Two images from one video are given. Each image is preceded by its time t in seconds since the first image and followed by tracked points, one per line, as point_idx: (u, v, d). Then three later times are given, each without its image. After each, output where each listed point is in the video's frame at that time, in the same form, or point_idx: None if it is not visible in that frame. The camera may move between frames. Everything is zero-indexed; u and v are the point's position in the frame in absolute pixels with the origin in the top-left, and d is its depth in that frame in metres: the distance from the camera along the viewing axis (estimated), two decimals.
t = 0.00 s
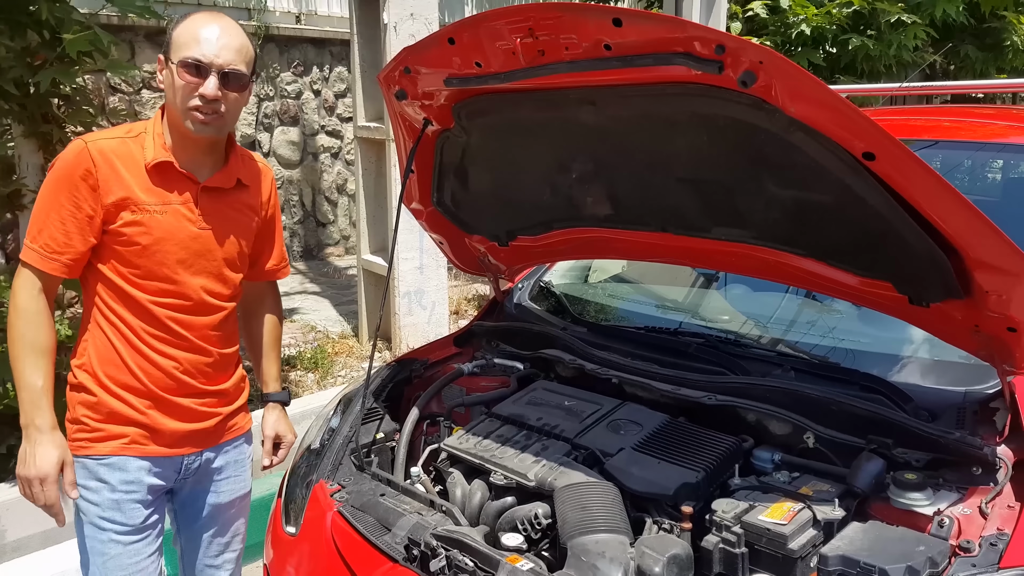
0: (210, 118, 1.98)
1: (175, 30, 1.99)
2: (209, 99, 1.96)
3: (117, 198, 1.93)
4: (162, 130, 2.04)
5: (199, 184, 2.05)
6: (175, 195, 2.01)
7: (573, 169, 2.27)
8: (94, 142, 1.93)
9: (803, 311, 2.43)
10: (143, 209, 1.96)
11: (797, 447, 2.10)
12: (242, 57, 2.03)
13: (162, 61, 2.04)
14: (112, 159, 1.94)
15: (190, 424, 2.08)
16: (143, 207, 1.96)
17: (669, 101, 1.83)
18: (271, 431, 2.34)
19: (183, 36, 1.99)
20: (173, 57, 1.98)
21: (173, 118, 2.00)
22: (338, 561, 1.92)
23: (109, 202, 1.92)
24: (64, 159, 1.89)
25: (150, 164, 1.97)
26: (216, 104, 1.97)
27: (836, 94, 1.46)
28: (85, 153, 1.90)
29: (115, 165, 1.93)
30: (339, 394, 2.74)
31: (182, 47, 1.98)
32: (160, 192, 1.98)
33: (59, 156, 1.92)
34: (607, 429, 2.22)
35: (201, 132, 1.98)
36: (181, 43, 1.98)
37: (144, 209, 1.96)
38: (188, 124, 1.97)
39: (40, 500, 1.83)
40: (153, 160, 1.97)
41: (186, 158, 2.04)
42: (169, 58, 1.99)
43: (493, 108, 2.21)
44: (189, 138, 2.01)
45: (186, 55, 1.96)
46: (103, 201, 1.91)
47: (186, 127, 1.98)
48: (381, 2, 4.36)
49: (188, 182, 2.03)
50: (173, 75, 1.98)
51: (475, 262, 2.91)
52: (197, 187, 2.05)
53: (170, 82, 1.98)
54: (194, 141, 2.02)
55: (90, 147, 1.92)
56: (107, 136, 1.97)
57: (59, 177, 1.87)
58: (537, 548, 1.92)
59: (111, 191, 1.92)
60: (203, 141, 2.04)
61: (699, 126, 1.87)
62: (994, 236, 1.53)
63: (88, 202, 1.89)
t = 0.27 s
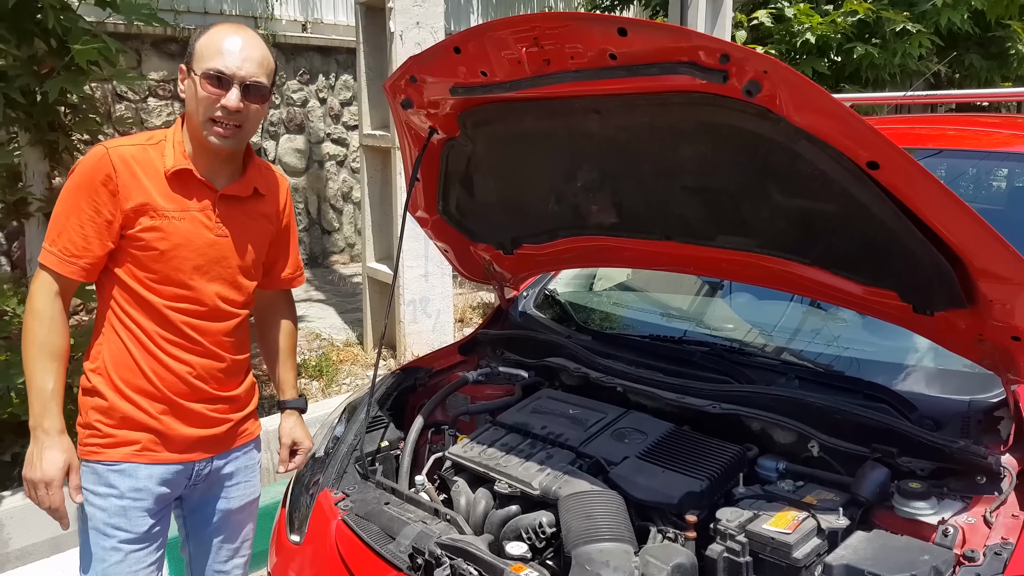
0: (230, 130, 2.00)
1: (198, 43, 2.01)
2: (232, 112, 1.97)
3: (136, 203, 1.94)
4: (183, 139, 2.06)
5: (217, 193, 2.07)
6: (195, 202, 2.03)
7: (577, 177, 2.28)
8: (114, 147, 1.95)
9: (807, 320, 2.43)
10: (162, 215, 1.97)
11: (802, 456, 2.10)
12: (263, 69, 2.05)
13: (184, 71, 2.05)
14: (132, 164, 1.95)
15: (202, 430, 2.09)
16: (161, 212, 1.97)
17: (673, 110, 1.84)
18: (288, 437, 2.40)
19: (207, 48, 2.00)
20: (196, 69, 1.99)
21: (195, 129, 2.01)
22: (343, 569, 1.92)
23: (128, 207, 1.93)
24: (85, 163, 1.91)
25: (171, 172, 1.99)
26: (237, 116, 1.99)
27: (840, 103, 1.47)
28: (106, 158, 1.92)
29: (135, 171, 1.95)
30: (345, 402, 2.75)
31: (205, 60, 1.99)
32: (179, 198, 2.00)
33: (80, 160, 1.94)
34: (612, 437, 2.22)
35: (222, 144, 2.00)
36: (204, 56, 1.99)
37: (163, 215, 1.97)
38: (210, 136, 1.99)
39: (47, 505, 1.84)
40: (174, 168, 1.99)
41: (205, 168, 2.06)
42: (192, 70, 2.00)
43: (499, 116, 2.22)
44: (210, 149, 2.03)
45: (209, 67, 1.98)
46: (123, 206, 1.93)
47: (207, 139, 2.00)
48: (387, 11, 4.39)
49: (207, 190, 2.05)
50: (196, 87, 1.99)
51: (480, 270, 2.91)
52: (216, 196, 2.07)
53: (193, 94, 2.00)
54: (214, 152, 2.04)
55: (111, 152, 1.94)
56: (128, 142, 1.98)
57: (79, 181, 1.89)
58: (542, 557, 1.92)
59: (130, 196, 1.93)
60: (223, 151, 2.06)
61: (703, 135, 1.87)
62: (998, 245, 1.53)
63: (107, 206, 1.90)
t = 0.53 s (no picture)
0: (266, 155, 2.04)
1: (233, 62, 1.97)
2: (273, 140, 2.02)
3: (145, 210, 1.95)
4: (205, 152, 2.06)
5: (227, 204, 2.08)
6: (204, 211, 2.03)
7: (575, 187, 2.29)
8: (123, 155, 1.96)
9: (804, 329, 2.44)
10: (170, 222, 1.98)
11: (798, 464, 2.10)
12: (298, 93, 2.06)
13: (213, 84, 2.00)
14: (141, 171, 1.96)
15: (203, 441, 2.09)
16: (169, 219, 1.98)
17: (670, 120, 1.85)
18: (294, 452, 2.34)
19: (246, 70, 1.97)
20: (236, 91, 1.96)
21: (226, 151, 2.01)
22: None
23: (136, 213, 1.94)
24: (93, 169, 1.91)
25: (180, 182, 2.00)
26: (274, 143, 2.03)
27: (835, 112, 1.48)
28: (116, 165, 1.93)
29: (145, 178, 1.96)
30: (343, 411, 2.74)
31: (245, 83, 1.96)
32: (187, 206, 2.01)
33: (88, 165, 1.94)
34: (609, 446, 2.22)
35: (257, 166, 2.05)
36: (242, 78, 1.96)
37: (171, 223, 1.98)
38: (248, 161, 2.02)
39: (68, 506, 1.81)
40: (184, 178, 2.01)
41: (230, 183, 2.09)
42: (229, 91, 1.97)
43: (497, 126, 2.23)
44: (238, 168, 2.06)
45: (251, 94, 1.96)
46: (131, 212, 1.94)
47: (243, 161, 2.03)
48: (385, 21, 4.41)
49: (216, 200, 2.06)
50: (234, 111, 1.97)
51: (478, 279, 2.92)
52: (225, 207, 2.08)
53: (228, 115, 1.97)
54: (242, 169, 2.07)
55: (120, 160, 1.94)
56: (137, 149, 2.00)
57: (88, 187, 1.89)
58: (539, 567, 1.92)
59: (139, 203, 1.94)
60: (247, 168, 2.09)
61: (699, 145, 1.89)
62: (993, 254, 1.54)
63: (115, 213, 1.91)
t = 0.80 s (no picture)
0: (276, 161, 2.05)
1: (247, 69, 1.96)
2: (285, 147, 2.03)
3: (147, 213, 1.94)
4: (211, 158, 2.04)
5: (229, 208, 2.07)
6: (206, 214, 2.03)
7: (573, 190, 2.29)
8: (124, 158, 1.95)
9: (803, 332, 2.43)
10: (173, 225, 1.98)
11: (797, 468, 2.09)
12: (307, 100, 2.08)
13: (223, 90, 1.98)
14: (142, 174, 1.96)
15: (205, 445, 2.08)
16: (172, 222, 1.98)
17: (669, 123, 1.85)
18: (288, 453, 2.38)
19: (259, 78, 1.97)
20: (250, 99, 1.96)
21: (238, 158, 2.00)
22: None
23: (139, 216, 1.93)
24: (94, 172, 1.90)
25: (182, 186, 2.00)
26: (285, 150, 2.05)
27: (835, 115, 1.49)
28: (117, 168, 1.92)
29: (146, 181, 1.95)
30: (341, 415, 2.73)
31: (258, 91, 1.96)
32: (189, 209, 2.01)
33: (88, 168, 1.93)
34: (608, 450, 2.21)
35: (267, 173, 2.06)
36: (255, 85, 1.96)
37: (173, 225, 1.98)
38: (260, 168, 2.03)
39: (80, 508, 1.81)
40: (187, 182, 2.00)
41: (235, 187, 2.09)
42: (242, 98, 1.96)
43: (495, 128, 2.23)
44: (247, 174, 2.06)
45: (265, 101, 1.96)
46: (134, 215, 1.93)
47: (254, 168, 2.03)
48: (384, 24, 4.41)
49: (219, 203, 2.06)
50: (247, 118, 1.97)
51: (476, 282, 2.91)
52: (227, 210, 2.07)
53: (240, 122, 1.97)
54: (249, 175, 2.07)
55: (121, 162, 1.93)
56: (138, 152, 1.99)
57: (89, 190, 1.88)
58: (537, 571, 1.91)
59: (141, 206, 1.94)
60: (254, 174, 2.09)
61: (698, 148, 1.88)
62: (991, 257, 1.54)
63: (117, 216, 1.90)
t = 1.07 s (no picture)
0: (260, 144, 2.01)
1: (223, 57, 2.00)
2: (264, 126, 2.00)
3: (151, 215, 1.94)
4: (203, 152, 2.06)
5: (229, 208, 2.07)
6: (209, 215, 2.03)
7: (572, 191, 2.29)
8: (127, 159, 1.94)
9: (801, 333, 2.43)
10: (176, 227, 1.97)
11: (795, 468, 2.09)
12: (290, 84, 2.07)
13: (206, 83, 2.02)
14: (145, 176, 1.95)
15: (209, 447, 2.08)
16: (175, 224, 1.97)
17: (667, 123, 1.85)
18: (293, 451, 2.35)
19: (234, 64, 2.00)
20: (226, 84, 1.98)
21: (220, 143, 2.00)
22: None
23: (142, 217, 1.93)
24: (98, 174, 1.90)
25: (184, 185, 2.00)
26: (268, 131, 2.01)
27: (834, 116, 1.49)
28: (120, 169, 1.92)
29: (149, 183, 1.95)
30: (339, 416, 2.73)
31: (233, 75, 1.99)
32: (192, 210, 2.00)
33: (92, 170, 1.93)
34: (607, 451, 2.21)
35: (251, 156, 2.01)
36: (233, 70, 1.99)
37: (177, 227, 1.97)
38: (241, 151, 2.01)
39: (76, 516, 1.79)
40: (189, 181, 2.00)
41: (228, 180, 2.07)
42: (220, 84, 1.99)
43: (494, 129, 2.22)
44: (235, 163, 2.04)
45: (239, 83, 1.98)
46: (136, 217, 1.92)
47: (237, 152, 2.01)
48: (382, 24, 4.41)
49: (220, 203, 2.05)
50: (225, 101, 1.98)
51: (475, 283, 2.91)
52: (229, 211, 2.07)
53: (221, 107, 1.98)
54: (239, 165, 2.05)
55: (124, 164, 1.93)
56: (140, 154, 1.98)
57: (93, 192, 1.88)
58: (536, 572, 1.91)
59: (144, 207, 1.93)
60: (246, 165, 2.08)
61: (697, 148, 1.88)
62: (990, 257, 1.54)
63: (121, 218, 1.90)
